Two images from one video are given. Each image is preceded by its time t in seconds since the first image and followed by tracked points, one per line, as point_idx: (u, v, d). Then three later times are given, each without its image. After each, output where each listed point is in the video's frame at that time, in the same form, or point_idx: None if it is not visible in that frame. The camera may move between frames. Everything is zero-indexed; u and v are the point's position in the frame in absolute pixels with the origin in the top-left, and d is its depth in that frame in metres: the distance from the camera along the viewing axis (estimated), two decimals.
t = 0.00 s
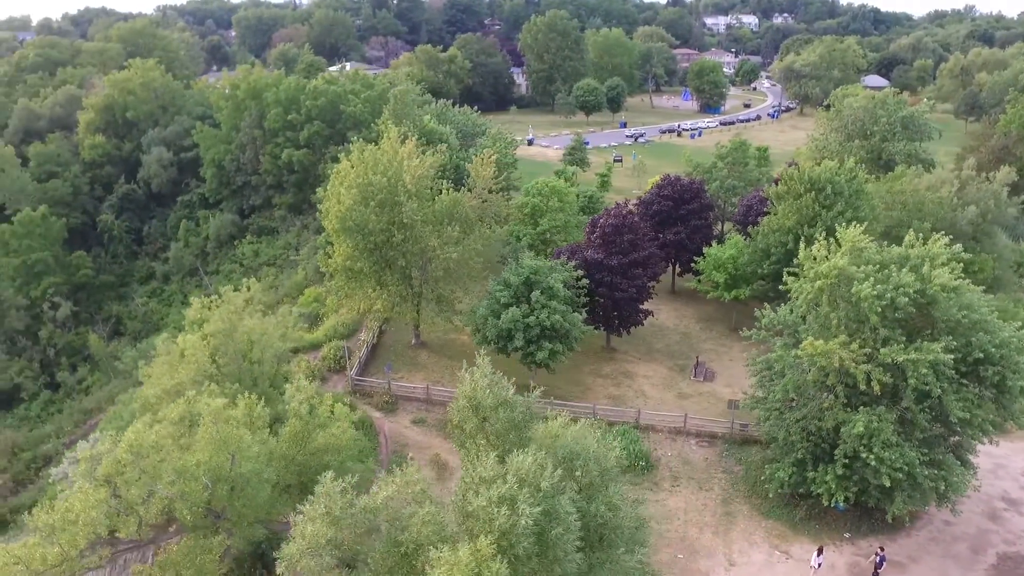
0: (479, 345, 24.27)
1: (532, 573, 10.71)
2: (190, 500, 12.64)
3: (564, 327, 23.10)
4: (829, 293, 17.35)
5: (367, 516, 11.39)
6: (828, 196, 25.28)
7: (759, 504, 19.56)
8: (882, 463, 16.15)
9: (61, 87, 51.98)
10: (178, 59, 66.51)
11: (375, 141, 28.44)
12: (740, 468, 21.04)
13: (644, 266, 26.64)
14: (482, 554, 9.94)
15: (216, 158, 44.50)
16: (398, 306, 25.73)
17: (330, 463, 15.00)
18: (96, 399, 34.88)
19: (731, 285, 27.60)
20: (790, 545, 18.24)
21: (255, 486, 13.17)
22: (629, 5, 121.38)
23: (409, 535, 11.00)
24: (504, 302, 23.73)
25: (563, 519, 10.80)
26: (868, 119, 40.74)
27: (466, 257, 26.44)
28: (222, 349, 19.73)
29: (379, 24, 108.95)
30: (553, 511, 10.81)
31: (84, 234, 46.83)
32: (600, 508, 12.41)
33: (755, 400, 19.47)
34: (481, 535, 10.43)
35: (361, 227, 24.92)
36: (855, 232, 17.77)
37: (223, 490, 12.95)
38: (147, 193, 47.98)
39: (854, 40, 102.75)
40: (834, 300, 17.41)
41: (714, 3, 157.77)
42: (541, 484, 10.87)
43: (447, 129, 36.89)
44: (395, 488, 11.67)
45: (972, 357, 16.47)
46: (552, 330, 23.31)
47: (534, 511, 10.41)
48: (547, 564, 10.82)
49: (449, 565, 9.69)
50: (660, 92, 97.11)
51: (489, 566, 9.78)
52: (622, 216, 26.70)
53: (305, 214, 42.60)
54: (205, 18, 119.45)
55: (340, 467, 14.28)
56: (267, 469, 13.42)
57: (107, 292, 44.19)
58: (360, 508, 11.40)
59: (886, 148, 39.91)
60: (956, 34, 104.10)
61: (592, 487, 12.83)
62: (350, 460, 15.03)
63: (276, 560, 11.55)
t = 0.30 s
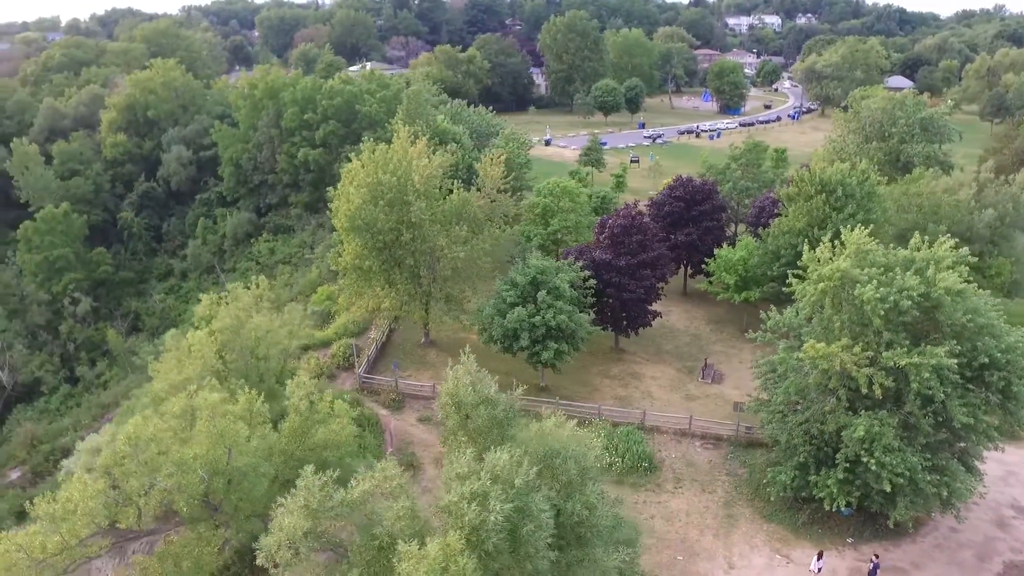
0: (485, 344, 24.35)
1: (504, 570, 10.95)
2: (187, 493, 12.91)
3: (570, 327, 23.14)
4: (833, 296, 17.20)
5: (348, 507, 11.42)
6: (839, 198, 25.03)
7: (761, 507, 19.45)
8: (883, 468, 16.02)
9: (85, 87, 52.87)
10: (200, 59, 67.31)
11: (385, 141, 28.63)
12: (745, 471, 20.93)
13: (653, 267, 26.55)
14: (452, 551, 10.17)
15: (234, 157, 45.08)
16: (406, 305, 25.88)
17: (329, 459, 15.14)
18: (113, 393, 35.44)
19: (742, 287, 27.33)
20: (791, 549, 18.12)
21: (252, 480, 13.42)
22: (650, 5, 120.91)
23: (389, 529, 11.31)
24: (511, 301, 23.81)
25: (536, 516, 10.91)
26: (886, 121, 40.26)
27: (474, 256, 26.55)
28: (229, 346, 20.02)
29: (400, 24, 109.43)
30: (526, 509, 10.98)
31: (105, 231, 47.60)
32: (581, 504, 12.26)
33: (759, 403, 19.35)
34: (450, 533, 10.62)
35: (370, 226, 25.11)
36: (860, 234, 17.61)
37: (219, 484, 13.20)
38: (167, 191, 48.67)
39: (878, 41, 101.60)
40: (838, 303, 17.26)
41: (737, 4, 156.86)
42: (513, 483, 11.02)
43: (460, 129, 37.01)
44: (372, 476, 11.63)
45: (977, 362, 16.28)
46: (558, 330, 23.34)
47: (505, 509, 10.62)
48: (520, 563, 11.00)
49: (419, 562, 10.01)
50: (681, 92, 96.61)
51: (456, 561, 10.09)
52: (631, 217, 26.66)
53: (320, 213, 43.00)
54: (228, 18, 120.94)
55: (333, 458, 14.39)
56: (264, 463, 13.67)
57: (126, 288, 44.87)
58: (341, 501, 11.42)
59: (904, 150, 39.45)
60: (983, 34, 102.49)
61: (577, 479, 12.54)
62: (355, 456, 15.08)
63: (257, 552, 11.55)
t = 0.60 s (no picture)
0: (491, 344, 24.41)
1: (477, 565, 10.76)
2: (184, 485, 13.12)
3: (575, 327, 23.14)
4: (835, 298, 17.03)
5: (329, 502, 11.32)
6: (849, 200, 24.81)
7: (763, 511, 19.35)
8: (884, 472, 15.87)
9: (108, 86, 53.77)
10: (222, 59, 68.11)
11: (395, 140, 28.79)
12: (748, 474, 20.82)
13: (662, 268, 26.45)
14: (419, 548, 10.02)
15: (252, 156, 45.65)
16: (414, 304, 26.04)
17: (327, 455, 15.25)
18: (128, 388, 35.93)
19: (752, 289, 27.34)
20: (792, 553, 17.99)
21: (249, 473, 13.62)
22: (671, 6, 120.41)
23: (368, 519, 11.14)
24: (516, 301, 23.86)
25: (509, 513, 10.73)
26: (905, 122, 39.78)
27: (481, 256, 26.63)
28: (236, 343, 20.29)
29: (421, 24, 109.98)
30: (500, 505, 10.75)
31: (125, 228, 48.32)
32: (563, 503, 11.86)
33: (762, 405, 19.26)
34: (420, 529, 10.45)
35: (379, 224, 25.27)
36: (864, 237, 17.47)
37: (216, 477, 13.42)
38: (186, 189, 49.33)
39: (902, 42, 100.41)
40: (840, 306, 17.11)
41: (760, 4, 155.83)
42: (488, 481, 10.72)
43: (473, 129, 37.10)
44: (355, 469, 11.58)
45: (981, 366, 16.12)
46: (563, 331, 23.37)
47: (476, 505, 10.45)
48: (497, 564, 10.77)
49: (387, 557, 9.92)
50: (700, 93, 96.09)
51: (424, 556, 9.94)
52: (640, 217, 26.57)
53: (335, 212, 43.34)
54: (251, 18, 122.42)
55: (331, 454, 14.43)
56: (261, 457, 13.87)
57: (145, 285, 45.50)
58: (321, 495, 11.29)
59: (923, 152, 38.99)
60: (1011, 35, 100.85)
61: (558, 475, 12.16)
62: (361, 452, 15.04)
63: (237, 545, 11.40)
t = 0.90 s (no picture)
0: (496, 342, 24.47)
1: (449, 559, 10.72)
2: (181, 477, 13.29)
3: (580, 327, 23.14)
4: (837, 301, 16.91)
5: (309, 495, 11.28)
6: (859, 202, 24.61)
7: (764, 513, 19.24)
8: (883, 476, 15.73)
9: (128, 86, 54.57)
10: (242, 59, 68.88)
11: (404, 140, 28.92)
12: (751, 477, 20.70)
13: (669, 269, 26.35)
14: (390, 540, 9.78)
15: (268, 154, 46.15)
16: (422, 302, 26.19)
17: (325, 451, 15.38)
18: (143, 382, 36.45)
19: (761, 291, 27.22)
20: (792, 556, 17.88)
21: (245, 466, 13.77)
22: (692, 6, 119.77)
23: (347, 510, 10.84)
24: (522, 300, 23.93)
25: (481, 508, 10.57)
26: (922, 123, 39.28)
27: (488, 255, 26.72)
28: (242, 340, 20.53)
29: (440, 24, 110.44)
30: (473, 500, 10.60)
31: (143, 225, 49.00)
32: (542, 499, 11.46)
33: (764, 407, 19.18)
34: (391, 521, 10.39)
35: (386, 223, 25.43)
36: (867, 238, 17.32)
37: (212, 470, 13.58)
38: (203, 188, 49.96)
39: (926, 42, 99.09)
40: (842, 308, 16.96)
41: (782, 5, 154.53)
42: (461, 477, 10.57)
43: (485, 129, 37.16)
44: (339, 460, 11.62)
45: (985, 370, 15.92)
46: (568, 330, 23.38)
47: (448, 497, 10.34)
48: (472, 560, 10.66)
49: (355, 548, 9.74)
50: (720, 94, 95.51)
51: (394, 547, 9.73)
52: (648, 218, 26.49)
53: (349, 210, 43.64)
54: (273, 18, 123.66)
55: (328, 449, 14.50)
56: (258, 450, 14.04)
57: (162, 281, 46.12)
58: (300, 486, 11.27)
59: (940, 154, 38.48)
60: None
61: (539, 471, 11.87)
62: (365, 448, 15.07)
63: (220, 536, 11.41)
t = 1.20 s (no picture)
0: (502, 342, 24.50)
1: (423, 553, 9.86)
2: (178, 469, 13.45)
3: (585, 328, 23.14)
4: (839, 303, 16.77)
5: (289, 488, 11.03)
6: (870, 204, 24.31)
7: (766, 517, 19.10)
8: (884, 481, 15.57)
9: (150, 85, 55.38)
10: (262, 59, 69.58)
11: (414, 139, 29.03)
12: (754, 480, 20.57)
13: (677, 270, 26.23)
14: (359, 531, 9.32)
15: (284, 153, 46.61)
16: (429, 301, 26.32)
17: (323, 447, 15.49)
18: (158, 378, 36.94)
19: (772, 293, 27.04)
20: (792, 560, 17.74)
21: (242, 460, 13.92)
22: (714, 6, 119.02)
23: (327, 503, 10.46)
24: (527, 300, 23.97)
25: (454, 502, 9.65)
26: (941, 125, 38.78)
27: (496, 255, 26.78)
28: (249, 337, 20.73)
29: (460, 24, 110.84)
30: (446, 495, 9.72)
31: (161, 222, 49.65)
32: (523, 495, 10.29)
33: (767, 410, 19.06)
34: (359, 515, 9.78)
35: (394, 222, 25.56)
36: (871, 241, 17.17)
37: (209, 462, 13.73)
38: (221, 186, 50.56)
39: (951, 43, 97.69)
40: (845, 311, 16.81)
41: (805, 5, 153.19)
42: (435, 472, 9.72)
43: (498, 129, 37.21)
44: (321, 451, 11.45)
45: (989, 375, 15.71)
46: (573, 330, 23.37)
47: (420, 492, 9.53)
48: (446, 557, 9.94)
49: (323, 541, 9.39)
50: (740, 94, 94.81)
51: (365, 539, 9.25)
52: (656, 218, 26.37)
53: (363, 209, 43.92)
54: (296, 18, 124.97)
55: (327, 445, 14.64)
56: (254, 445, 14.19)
57: (180, 278, 46.73)
58: (281, 479, 10.93)
59: (959, 156, 37.92)
60: None
61: (525, 466, 10.75)
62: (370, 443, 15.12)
63: (206, 527, 11.37)
